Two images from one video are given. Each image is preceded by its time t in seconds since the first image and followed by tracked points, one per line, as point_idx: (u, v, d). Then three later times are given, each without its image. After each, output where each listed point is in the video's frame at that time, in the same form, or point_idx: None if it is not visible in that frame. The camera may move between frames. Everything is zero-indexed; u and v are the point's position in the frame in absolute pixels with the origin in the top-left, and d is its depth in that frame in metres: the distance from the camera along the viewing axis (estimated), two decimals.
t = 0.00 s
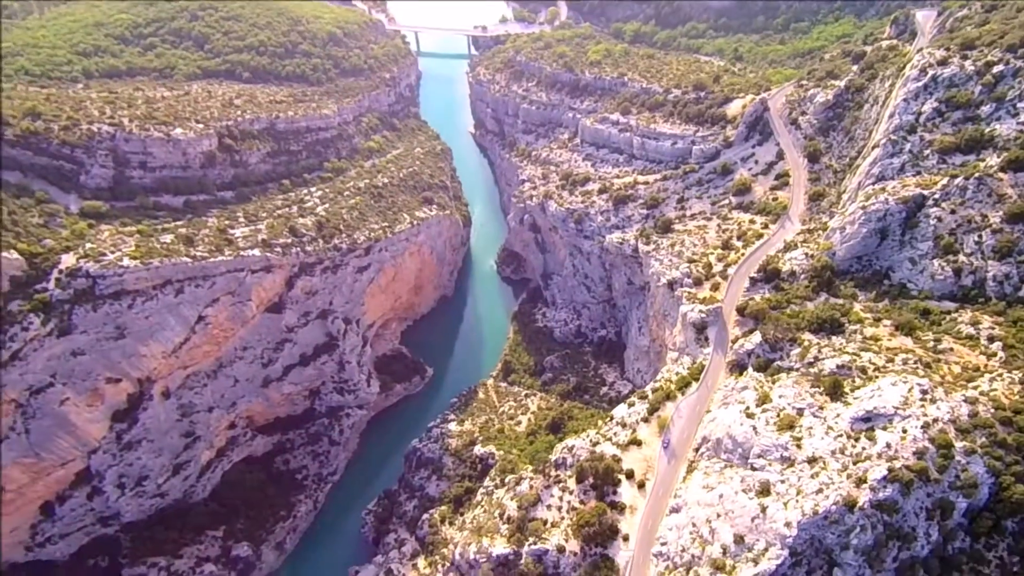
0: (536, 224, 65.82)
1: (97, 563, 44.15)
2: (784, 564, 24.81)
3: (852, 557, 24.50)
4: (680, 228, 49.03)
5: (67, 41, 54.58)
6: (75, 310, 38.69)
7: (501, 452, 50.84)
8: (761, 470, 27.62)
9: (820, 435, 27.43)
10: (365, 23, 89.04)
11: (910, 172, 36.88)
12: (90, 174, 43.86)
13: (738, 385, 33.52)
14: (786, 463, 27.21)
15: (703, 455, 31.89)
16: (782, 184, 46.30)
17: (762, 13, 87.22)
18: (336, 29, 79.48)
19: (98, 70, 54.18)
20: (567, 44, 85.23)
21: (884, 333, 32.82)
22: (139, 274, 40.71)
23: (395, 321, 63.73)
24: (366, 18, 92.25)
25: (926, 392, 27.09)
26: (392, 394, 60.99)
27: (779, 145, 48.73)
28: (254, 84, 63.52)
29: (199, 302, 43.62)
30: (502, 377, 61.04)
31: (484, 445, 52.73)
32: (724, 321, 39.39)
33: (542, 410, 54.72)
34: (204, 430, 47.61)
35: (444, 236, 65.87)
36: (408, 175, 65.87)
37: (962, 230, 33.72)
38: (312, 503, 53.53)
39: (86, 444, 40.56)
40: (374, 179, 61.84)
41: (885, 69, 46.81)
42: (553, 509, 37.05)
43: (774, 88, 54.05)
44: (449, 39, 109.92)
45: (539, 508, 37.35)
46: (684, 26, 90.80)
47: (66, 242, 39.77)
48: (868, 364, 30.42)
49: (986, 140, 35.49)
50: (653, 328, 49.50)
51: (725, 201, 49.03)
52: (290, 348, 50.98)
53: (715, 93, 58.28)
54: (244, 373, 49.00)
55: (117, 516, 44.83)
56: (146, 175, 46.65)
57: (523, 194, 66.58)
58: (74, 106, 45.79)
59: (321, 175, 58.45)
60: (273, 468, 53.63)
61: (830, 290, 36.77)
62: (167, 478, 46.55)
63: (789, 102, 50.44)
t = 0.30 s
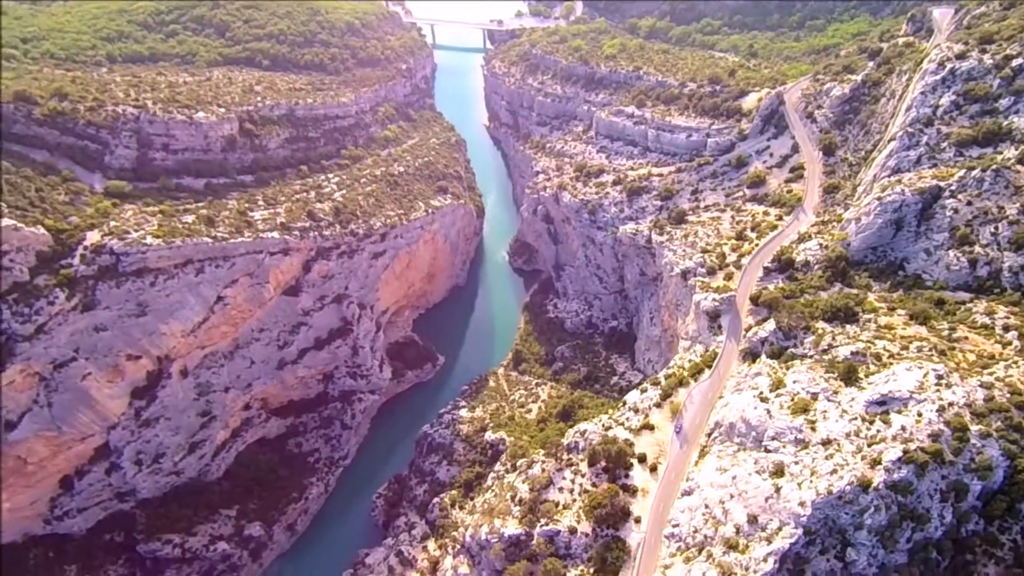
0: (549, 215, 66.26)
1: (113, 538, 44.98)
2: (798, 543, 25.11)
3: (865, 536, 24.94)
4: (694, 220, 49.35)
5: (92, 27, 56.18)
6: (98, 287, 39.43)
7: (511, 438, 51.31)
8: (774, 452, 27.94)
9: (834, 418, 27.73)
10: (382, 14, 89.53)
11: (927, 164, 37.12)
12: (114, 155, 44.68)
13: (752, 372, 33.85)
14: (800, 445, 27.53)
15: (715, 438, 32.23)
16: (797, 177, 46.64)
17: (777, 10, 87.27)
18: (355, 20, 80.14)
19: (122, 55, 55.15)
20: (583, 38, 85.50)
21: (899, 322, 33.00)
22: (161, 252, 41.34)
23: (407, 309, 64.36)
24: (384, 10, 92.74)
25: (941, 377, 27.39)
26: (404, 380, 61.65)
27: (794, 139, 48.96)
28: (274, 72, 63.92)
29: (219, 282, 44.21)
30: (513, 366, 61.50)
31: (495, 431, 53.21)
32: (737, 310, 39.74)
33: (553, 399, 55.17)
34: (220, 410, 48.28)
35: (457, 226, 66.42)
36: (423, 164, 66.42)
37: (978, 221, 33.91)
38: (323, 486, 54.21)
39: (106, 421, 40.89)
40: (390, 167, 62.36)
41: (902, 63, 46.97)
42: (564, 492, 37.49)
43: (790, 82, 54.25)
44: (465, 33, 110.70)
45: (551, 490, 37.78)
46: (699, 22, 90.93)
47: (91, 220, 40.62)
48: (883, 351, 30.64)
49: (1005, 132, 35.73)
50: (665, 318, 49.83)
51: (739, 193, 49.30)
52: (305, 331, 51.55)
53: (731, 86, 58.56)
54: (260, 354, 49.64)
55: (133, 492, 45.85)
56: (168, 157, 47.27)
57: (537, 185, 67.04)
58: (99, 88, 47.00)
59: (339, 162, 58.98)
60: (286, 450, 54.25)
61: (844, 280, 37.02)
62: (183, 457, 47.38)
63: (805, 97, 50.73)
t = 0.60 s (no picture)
0: (567, 207, 66.73)
1: (134, 512, 46.00)
2: (816, 524, 25.41)
3: (884, 519, 25.10)
4: (712, 212, 49.59)
5: (122, 14, 57.45)
6: (127, 263, 40.20)
7: (526, 425, 51.86)
8: (793, 436, 28.21)
9: (854, 404, 27.99)
10: (404, 7, 90.15)
11: (949, 158, 37.29)
12: (144, 136, 45.46)
13: (770, 360, 34.09)
14: (820, 429, 27.81)
15: (731, 424, 32.60)
16: (817, 171, 46.63)
17: (797, 8, 87.17)
18: (377, 11, 80.89)
19: (151, 40, 56.14)
20: (602, 32, 85.79)
21: (919, 313, 33.20)
22: (189, 231, 42.08)
23: (424, 297, 65.10)
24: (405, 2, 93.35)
25: (962, 364, 27.64)
26: (419, 366, 62.37)
27: (814, 133, 49.08)
28: (298, 60, 64.56)
29: (243, 262, 44.98)
30: (527, 356, 62.01)
31: (509, 418, 53.73)
32: (755, 300, 40.03)
33: (568, 387, 55.62)
34: (240, 389, 49.05)
35: (475, 215, 67.11)
36: (442, 153, 67.05)
37: (1001, 214, 34.15)
38: (338, 468, 54.98)
39: (130, 395, 41.82)
40: (410, 155, 62.99)
41: (925, 59, 46.99)
42: (580, 476, 37.87)
43: (811, 77, 54.34)
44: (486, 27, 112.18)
45: (567, 473, 38.23)
46: (718, 19, 90.97)
47: (122, 197, 41.42)
48: (903, 340, 30.77)
49: None
50: (681, 309, 50.11)
51: (758, 186, 49.53)
52: (325, 314, 52.29)
53: (752, 81, 58.80)
54: (280, 336, 50.40)
55: (155, 468, 46.66)
56: (196, 139, 48.02)
57: (555, 176, 67.57)
58: (131, 71, 47.98)
59: (360, 149, 59.61)
60: (303, 432, 54.96)
61: (864, 272, 37.24)
62: (204, 434, 48.19)
63: (826, 91, 50.52)
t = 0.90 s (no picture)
0: (584, 199, 67.30)
1: (154, 491, 46.77)
2: (836, 506, 25.56)
3: (904, 502, 25.45)
4: (730, 205, 49.83)
5: (150, 2, 58.38)
6: (155, 243, 40.91)
7: (540, 413, 52.30)
8: (813, 421, 28.36)
9: (875, 389, 28.10)
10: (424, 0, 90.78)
11: (971, 152, 37.39)
12: (172, 119, 46.26)
13: (789, 348, 34.17)
14: (840, 414, 27.95)
15: (749, 410, 32.78)
16: (836, 165, 46.66)
17: (816, 6, 87.08)
18: (398, 4, 81.60)
19: (177, 28, 56.91)
20: (621, 28, 86.09)
21: (939, 304, 33.27)
22: (215, 213, 42.79)
23: (440, 287, 65.90)
24: None
25: (984, 352, 27.73)
26: (435, 355, 63.01)
27: (834, 127, 49.10)
28: (320, 51, 65.21)
29: (267, 246, 45.62)
30: (542, 347, 62.46)
31: (524, 406, 54.18)
32: (773, 290, 40.19)
33: (582, 377, 56.03)
34: (261, 372, 49.73)
35: (493, 207, 67.85)
36: (461, 145, 67.69)
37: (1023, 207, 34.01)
38: (354, 454, 55.59)
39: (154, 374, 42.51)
40: (430, 146, 63.62)
41: (948, 55, 47.05)
42: (597, 461, 38.12)
43: (832, 73, 54.39)
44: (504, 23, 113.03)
45: (583, 458, 38.58)
46: (737, 17, 90.99)
47: (151, 178, 42.17)
48: (924, 329, 30.73)
49: None
50: (698, 301, 50.28)
51: (777, 179, 49.67)
52: (344, 300, 52.97)
53: (771, 76, 59.04)
54: (300, 321, 51.07)
55: (176, 447, 47.41)
56: (222, 124, 48.76)
57: (572, 169, 68.16)
58: (159, 56, 48.81)
59: (381, 139, 60.25)
60: (319, 417, 55.60)
61: (883, 264, 37.42)
62: (224, 415, 48.89)
63: (846, 86, 50.69)
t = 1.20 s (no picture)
0: (598, 193, 67.88)
1: (173, 473, 47.45)
2: (856, 488, 25.84)
3: (924, 484, 25.71)
4: (746, 197, 50.06)
5: None
6: (180, 227, 41.53)
7: (554, 402, 52.70)
8: (832, 405, 28.55)
9: (894, 374, 28.38)
10: None
11: (990, 144, 37.61)
12: (196, 106, 46.93)
13: (806, 336, 34.22)
14: (860, 398, 28.18)
15: (765, 397, 32.93)
16: (853, 159, 46.65)
17: (831, 4, 87.17)
18: None
19: (199, 19, 57.53)
20: (636, 24, 86.45)
21: (958, 294, 33.29)
22: (238, 198, 43.38)
23: (455, 278, 66.72)
24: None
25: (1004, 339, 27.99)
26: (449, 345, 63.64)
27: (851, 121, 49.15)
28: (339, 43, 65.77)
29: (288, 232, 46.24)
30: (554, 338, 62.91)
31: (538, 395, 54.66)
32: (790, 281, 40.26)
33: (596, 368, 56.43)
34: (279, 358, 50.35)
35: (507, 199, 68.54)
36: (477, 138, 68.33)
37: None
38: (369, 441, 56.20)
39: (176, 357, 43.19)
40: (446, 138, 64.22)
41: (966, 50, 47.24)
42: (613, 447, 38.32)
43: (849, 67, 54.53)
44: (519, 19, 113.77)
45: (599, 444, 38.80)
46: (751, 14, 91.19)
47: (176, 163, 42.85)
48: (942, 317, 30.99)
49: None
50: (713, 293, 50.41)
51: (793, 172, 49.78)
52: (362, 288, 53.63)
53: (787, 71, 59.39)
54: (318, 308, 51.69)
55: (195, 430, 48.08)
56: (244, 112, 49.41)
57: (587, 163, 68.90)
58: (184, 45, 49.50)
59: (399, 130, 60.84)
60: (335, 404, 56.24)
61: (901, 255, 37.42)
62: (242, 400, 49.55)
63: (863, 81, 50.94)
